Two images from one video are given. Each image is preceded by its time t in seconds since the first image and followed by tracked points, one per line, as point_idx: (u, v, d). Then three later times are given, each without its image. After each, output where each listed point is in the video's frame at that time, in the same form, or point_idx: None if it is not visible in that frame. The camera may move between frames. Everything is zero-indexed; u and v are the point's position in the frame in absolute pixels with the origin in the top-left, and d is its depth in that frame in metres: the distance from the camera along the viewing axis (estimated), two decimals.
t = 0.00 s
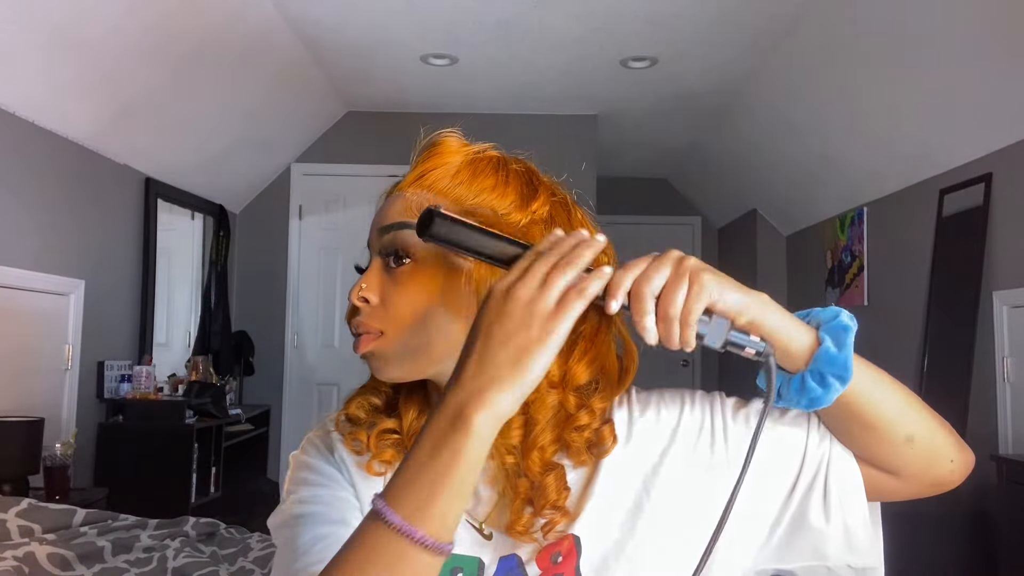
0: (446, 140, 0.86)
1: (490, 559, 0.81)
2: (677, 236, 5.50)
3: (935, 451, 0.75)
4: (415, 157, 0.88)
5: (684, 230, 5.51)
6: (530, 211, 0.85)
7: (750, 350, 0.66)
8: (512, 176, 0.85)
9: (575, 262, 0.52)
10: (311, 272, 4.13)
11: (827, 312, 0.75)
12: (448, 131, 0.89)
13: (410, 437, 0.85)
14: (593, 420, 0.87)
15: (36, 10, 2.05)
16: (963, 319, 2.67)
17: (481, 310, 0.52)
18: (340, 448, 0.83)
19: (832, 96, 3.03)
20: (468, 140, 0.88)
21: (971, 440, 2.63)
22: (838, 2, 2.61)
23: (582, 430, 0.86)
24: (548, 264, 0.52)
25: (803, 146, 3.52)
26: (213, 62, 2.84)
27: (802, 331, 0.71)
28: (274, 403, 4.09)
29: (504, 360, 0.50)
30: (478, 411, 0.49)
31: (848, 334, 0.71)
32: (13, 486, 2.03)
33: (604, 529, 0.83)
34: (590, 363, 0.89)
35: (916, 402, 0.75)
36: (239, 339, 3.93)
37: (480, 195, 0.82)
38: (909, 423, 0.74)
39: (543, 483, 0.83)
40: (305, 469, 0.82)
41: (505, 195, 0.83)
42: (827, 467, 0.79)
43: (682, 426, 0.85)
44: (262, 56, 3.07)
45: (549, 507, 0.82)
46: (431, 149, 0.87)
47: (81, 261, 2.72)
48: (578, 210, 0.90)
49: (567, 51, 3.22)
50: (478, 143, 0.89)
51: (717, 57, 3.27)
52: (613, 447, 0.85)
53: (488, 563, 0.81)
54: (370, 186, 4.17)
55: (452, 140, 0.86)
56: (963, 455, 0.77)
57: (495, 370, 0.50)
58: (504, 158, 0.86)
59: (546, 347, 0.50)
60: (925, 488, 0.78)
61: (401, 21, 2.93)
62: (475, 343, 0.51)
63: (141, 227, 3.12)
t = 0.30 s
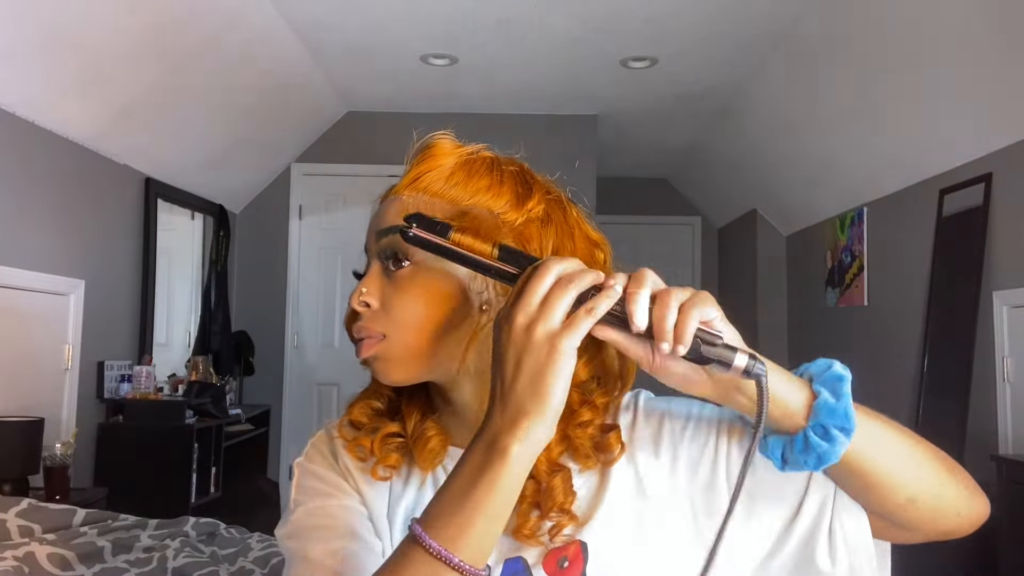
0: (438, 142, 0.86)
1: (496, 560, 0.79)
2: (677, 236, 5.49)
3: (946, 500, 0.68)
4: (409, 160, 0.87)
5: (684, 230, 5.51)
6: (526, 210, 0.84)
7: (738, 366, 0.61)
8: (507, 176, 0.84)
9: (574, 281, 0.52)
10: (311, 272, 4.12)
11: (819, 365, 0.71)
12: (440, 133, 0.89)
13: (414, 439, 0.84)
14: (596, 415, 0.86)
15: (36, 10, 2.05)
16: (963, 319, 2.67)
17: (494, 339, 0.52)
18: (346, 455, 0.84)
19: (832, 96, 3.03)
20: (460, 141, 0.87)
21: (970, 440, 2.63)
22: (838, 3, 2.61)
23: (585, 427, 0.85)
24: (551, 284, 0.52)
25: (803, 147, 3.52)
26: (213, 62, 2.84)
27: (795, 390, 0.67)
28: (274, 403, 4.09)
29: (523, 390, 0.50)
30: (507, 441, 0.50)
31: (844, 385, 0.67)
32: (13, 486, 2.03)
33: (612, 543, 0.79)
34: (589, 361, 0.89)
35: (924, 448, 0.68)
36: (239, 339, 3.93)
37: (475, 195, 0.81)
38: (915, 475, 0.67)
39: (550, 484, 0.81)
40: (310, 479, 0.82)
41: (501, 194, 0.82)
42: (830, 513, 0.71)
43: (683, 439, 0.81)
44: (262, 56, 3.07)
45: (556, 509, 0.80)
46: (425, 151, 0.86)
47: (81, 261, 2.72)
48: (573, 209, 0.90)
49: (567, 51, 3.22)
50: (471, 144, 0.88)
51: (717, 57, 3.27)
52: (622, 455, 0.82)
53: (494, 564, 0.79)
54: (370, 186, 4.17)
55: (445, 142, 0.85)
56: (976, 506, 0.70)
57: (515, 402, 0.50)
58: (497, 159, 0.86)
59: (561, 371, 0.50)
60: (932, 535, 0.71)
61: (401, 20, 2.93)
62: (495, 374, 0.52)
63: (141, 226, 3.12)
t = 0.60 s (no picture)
0: (437, 141, 0.85)
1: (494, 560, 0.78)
2: (676, 236, 5.49)
3: (947, 553, 0.68)
4: (408, 160, 0.87)
5: (684, 230, 5.51)
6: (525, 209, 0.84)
7: (756, 413, 0.59)
8: (506, 176, 0.84)
9: (594, 331, 0.49)
10: (311, 272, 4.12)
11: (838, 404, 0.70)
12: (437, 133, 0.88)
13: (411, 442, 0.84)
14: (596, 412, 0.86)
15: (37, 10, 2.05)
16: (963, 319, 2.67)
17: (509, 382, 0.51)
18: (342, 462, 0.82)
19: (832, 95, 3.03)
20: (459, 142, 0.87)
21: (970, 440, 2.63)
22: (837, 3, 2.61)
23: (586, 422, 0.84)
24: (569, 329, 0.49)
25: (803, 147, 3.52)
26: (213, 62, 2.84)
27: (813, 422, 0.66)
28: (274, 403, 4.09)
29: (533, 444, 0.49)
30: (516, 489, 0.50)
31: (860, 430, 0.65)
32: (13, 486, 2.03)
33: (613, 552, 0.79)
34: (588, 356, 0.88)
35: (921, 490, 0.67)
36: (238, 339, 3.93)
37: (475, 195, 0.81)
38: (917, 522, 0.66)
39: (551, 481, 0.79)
40: (306, 490, 0.80)
41: (500, 194, 0.82)
42: (828, 549, 0.71)
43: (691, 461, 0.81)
44: (262, 56, 3.07)
45: (556, 510, 0.79)
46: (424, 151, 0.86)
47: (81, 261, 2.72)
48: (571, 208, 0.89)
49: (567, 51, 3.22)
50: (469, 144, 0.88)
51: (717, 57, 3.26)
52: (622, 455, 0.83)
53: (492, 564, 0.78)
54: (370, 186, 4.17)
55: (443, 142, 0.85)
56: (972, 550, 0.69)
57: (525, 454, 0.49)
58: (496, 158, 0.85)
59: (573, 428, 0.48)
60: None
61: (401, 20, 2.93)
62: (507, 420, 0.51)
63: (141, 226, 3.12)
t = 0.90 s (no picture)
0: (437, 144, 0.85)
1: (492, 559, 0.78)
2: (676, 236, 5.49)
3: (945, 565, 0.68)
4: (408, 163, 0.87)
5: (684, 230, 5.51)
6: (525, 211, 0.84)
7: (759, 439, 0.59)
8: (505, 178, 0.85)
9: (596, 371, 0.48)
10: (311, 272, 4.12)
11: (846, 422, 0.69)
12: (437, 135, 0.89)
13: (410, 444, 0.84)
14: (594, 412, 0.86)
15: (38, 10, 2.05)
16: (964, 319, 2.67)
17: (508, 419, 0.50)
18: (339, 465, 0.82)
19: (832, 95, 3.03)
20: (459, 145, 0.88)
21: (971, 440, 2.63)
22: (837, 3, 2.61)
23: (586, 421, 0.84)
24: (570, 368, 0.48)
25: (803, 147, 3.52)
26: (213, 62, 2.84)
27: (816, 439, 0.66)
28: (274, 403, 4.09)
29: (529, 484, 0.48)
30: (512, 526, 0.49)
31: (863, 455, 0.64)
32: (13, 486, 2.03)
33: (614, 553, 0.79)
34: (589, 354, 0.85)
35: (918, 505, 0.67)
36: (238, 339, 3.93)
37: (476, 196, 0.81)
38: (917, 535, 0.67)
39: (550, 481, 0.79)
40: (303, 498, 0.79)
41: (500, 195, 0.82)
42: (826, 559, 0.71)
43: (690, 468, 0.82)
44: (262, 56, 3.07)
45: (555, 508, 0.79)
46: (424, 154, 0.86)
47: (81, 260, 2.72)
48: (570, 212, 0.89)
49: (567, 51, 3.22)
50: (469, 147, 0.88)
51: (717, 57, 3.26)
52: (621, 456, 0.84)
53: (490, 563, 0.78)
54: (370, 186, 4.17)
55: (444, 145, 0.85)
56: (968, 565, 0.69)
57: (520, 494, 0.48)
58: (496, 161, 0.86)
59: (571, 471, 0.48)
60: None
61: (401, 20, 2.93)
62: (504, 455, 0.50)
63: (141, 226, 3.12)
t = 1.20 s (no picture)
0: (434, 145, 0.85)
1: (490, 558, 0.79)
2: (676, 236, 5.49)
3: None
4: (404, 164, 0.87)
5: (684, 230, 5.51)
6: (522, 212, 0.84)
7: (765, 467, 0.59)
8: (503, 179, 0.85)
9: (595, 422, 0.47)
10: (311, 272, 4.13)
11: (855, 442, 0.68)
12: (434, 136, 0.89)
13: (407, 445, 0.83)
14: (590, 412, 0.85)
15: (37, 9, 2.05)
16: (964, 319, 2.66)
17: (504, 461, 0.50)
18: (334, 469, 0.81)
19: (832, 95, 3.03)
20: (456, 145, 0.88)
21: (971, 440, 2.63)
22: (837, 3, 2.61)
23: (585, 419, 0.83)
24: (569, 416, 0.47)
25: (803, 147, 3.52)
26: (213, 62, 2.84)
27: (820, 461, 0.65)
28: (274, 403, 4.09)
29: (524, 530, 0.48)
30: (508, 566, 0.50)
31: (869, 479, 0.63)
32: (13, 486, 2.03)
33: (613, 554, 0.80)
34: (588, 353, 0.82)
35: (920, 518, 0.67)
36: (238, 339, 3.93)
37: (473, 196, 0.81)
38: (918, 552, 0.67)
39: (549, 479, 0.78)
40: (299, 505, 0.80)
41: (498, 195, 0.83)
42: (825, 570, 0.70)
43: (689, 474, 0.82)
44: (262, 56, 3.07)
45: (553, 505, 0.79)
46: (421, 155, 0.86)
47: (81, 261, 2.72)
48: (567, 212, 0.89)
49: (567, 51, 3.22)
50: (466, 148, 0.89)
51: (717, 57, 3.26)
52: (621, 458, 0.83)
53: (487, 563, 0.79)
54: (370, 186, 4.17)
55: (440, 145, 0.85)
56: None
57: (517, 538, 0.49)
58: (493, 161, 0.86)
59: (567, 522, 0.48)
60: None
61: (400, 20, 2.93)
62: (503, 497, 0.50)
63: (141, 226, 3.12)
